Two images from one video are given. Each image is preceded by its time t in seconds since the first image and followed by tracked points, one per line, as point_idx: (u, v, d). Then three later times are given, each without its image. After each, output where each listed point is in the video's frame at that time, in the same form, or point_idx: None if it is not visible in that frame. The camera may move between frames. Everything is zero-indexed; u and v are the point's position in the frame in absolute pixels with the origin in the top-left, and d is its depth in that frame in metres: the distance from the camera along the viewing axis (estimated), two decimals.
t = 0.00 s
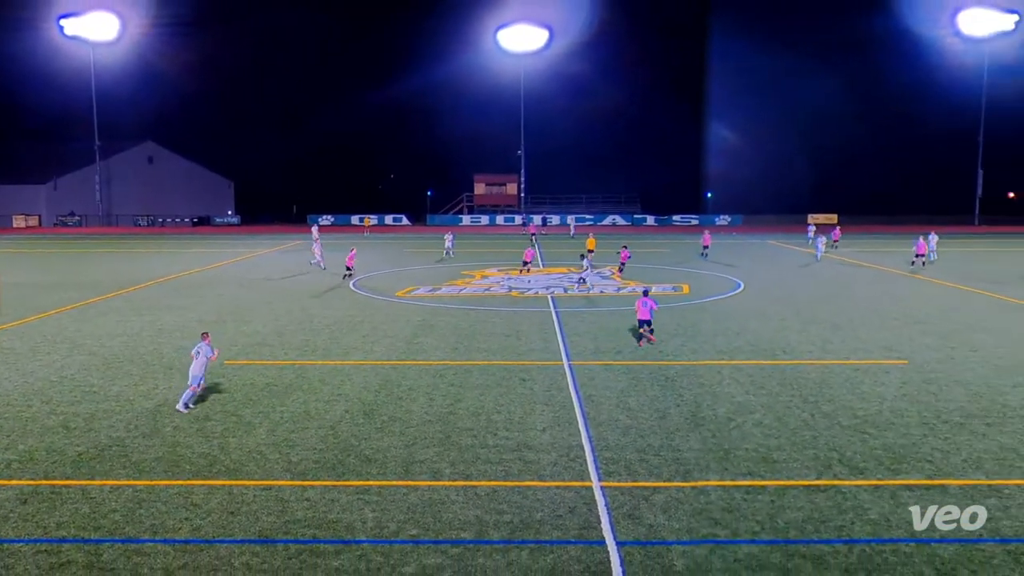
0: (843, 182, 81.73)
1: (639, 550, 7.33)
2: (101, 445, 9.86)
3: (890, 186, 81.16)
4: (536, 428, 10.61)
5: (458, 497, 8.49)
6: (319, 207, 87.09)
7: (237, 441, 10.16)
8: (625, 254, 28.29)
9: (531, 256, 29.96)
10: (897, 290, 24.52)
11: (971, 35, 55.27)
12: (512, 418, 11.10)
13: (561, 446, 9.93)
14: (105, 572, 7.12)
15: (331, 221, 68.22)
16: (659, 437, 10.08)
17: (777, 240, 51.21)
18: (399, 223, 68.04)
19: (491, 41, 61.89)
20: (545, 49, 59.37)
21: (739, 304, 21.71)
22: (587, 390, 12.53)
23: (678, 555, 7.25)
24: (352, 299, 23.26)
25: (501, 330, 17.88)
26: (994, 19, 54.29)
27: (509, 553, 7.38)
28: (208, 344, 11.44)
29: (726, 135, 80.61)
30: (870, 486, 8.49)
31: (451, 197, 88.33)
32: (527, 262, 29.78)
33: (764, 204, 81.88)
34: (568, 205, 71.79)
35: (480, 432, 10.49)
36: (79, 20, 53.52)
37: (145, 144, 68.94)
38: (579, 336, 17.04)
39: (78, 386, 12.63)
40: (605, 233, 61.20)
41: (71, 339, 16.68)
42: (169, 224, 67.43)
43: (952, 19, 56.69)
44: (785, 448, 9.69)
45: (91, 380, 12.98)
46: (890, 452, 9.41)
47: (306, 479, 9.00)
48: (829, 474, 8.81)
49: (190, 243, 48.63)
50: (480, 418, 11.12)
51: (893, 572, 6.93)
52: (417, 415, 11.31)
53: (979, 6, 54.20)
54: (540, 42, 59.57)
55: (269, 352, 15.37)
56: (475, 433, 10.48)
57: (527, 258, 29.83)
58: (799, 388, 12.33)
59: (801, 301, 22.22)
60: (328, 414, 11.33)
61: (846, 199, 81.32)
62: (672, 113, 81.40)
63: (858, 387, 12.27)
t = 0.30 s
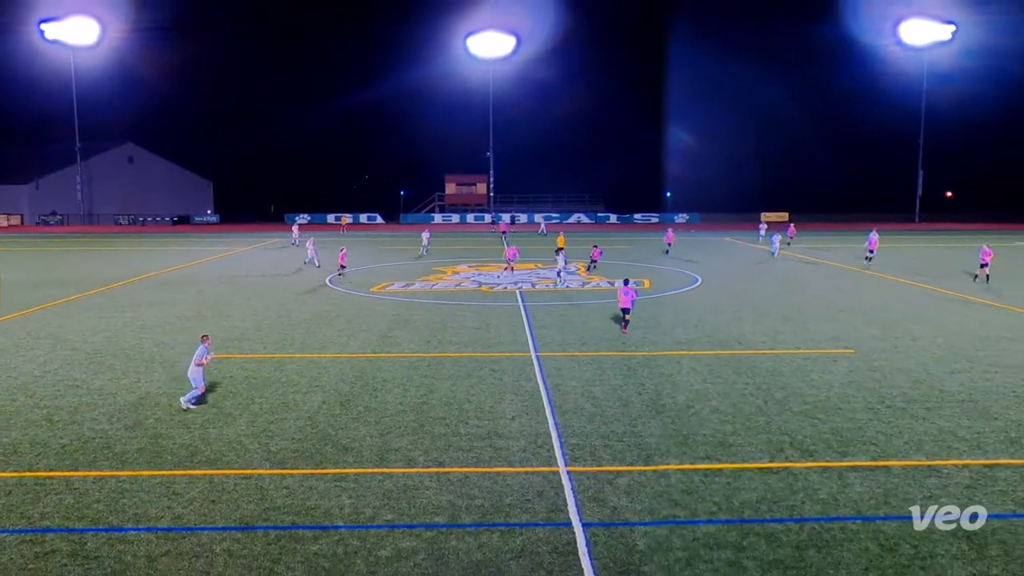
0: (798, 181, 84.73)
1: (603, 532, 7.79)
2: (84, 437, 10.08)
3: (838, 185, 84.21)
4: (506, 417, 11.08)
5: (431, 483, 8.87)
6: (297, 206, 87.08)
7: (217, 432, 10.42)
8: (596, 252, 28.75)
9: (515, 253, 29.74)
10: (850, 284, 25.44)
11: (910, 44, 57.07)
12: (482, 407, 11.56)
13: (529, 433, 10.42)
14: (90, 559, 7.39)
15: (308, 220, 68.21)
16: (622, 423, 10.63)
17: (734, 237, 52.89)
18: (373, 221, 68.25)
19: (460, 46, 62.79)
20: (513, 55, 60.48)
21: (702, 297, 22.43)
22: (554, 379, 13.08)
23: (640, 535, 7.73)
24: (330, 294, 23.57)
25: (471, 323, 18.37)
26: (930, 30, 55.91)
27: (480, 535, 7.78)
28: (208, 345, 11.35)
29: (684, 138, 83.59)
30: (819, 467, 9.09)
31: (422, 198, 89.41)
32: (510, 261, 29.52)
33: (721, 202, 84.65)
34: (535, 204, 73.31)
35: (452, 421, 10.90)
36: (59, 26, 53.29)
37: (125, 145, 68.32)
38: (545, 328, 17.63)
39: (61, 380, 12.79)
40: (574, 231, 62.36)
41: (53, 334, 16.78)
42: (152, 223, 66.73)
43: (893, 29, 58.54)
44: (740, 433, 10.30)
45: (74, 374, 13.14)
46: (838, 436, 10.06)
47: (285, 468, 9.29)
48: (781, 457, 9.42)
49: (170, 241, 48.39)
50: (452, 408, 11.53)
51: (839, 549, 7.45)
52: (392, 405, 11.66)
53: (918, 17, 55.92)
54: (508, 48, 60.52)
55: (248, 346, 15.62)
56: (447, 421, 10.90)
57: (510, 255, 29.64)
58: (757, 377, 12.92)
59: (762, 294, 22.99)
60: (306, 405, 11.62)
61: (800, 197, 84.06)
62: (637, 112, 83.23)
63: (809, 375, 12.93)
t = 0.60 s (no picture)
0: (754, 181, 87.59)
1: (570, 511, 8.32)
2: (70, 429, 10.32)
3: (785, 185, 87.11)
4: (477, 405, 11.67)
5: (407, 468, 9.34)
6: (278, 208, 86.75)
7: (200, 422, 10.74)
8: (575, 250, 29.22)
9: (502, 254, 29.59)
10: (806, 277, 26.43)
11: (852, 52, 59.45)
12: (454, 396, 12.13)
13: (499, 420, 10.99)
14: (76, 546, 7.69)
15: (288, 217, 68.15)
16: (587, 411, 11.26)
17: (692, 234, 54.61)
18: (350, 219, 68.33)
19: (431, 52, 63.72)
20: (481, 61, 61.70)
21: (667, 291, 23.23)
22: (523, 369, 13.72)
23: (604, 514, 8.25)
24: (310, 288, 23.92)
25: (444, 316, 18.95)
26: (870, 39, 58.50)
27: (453, 517, 8.24)
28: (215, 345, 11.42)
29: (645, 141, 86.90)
30: (770, 449, 9.78)
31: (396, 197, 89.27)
32: (497, 261, 29.51)
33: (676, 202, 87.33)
34: (504, 202, 74.14)
35: (426, 410, 11.40)
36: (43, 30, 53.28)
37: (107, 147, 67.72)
38: (514, 321, 18.35)
39: (47, 374, 12.97)
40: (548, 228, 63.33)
41: (38, 329, 16.89)
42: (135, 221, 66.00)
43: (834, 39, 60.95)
44: (697, 418, 11.01)
45: (60, 368, 13.33)
46: (788, 420, 10.80)
47: (266, 456, 9.65)
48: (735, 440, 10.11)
49: (149, 239, 48.06)
50: (426, 397, 12.05)
51: (788, 524, 8.05)
52: (368, 395, 12.10)
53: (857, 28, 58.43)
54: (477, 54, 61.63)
55: (230, 340, 15.91)
56: (421, 410, 11.41)
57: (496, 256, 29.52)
58: (718, 368, 13.60)
59: (726, 288, 23.85)
60: (286, 396, 11.97)
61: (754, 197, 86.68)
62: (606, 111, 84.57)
63: (759, 364, 13.79)
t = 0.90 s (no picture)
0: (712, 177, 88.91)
1: (540, 492, 8.89)
2: (61, 420, 10.64)
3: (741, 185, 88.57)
4: (452, 392, 12.28)
5: (386, 453, 9.83)
6: (259, 207, 85.53)
7: (186, 412, 11.12)
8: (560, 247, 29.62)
9: (486, 256, 29.17)
10: (767, 272, 27.40)
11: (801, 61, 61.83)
12: (431, 383, 12.73)
13: (473, 407, 11.61)
14: (67, 531, 8.05)
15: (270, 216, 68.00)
16: (555, 397, 11.96)
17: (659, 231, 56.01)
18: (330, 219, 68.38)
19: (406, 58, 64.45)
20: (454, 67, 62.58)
21: (636, 286, 23.96)
22: (495, 359, 14.35)
23: (572, 493, 8.84)
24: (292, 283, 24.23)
25: (420, 309, 19.49)
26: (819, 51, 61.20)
27: (430, 498, 8.77)
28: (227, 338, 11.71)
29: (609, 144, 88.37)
30: (726, 431, 10.53)
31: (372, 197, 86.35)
32: (480, 261, 29.14)
33: (638, 197, 88.40)
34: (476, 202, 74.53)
35: (403, 397, 11.95)
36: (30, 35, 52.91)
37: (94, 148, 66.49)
38: (487, 313, 19.11)
39: (38, 367, 13.24)
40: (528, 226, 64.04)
41: (28, 324, 17.07)
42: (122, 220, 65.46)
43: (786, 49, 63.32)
44: (659, 402, 11.77)
45: (51, 362, 13.59)
46: (742, 403, 11.60)
47: (251, 444, 10.07)
48: (694, 422, 10.86)
49: (131, 237, 47.72)
50: (404, 385, 12.59)
51: (741, 499, 8.73)
52: (349, 384, 12.58)
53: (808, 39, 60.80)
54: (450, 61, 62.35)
55: (215, 333, 16.23)
56: (398, 397, 11.94)
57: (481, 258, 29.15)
58: (683, 357, 14.32)
59: (694, 282, 24.68)
60: (270, 385, 12.39)
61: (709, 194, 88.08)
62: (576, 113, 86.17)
63: (716, 351, 14.70)
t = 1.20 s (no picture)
0: (670, 176, 90.85)
1: (513, 471, 9.59)
2: (54, 410, 11.03)
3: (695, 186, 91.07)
4: (430, 379, 13.01)
5: (367, 438, 10.43)
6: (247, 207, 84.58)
7: (176, 401, 11.60)
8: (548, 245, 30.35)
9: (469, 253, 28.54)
10: (730, 269, 28.70)
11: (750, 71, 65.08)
12: (410, 371, 13.42)
13: (450, 393, 12.31)
14: (62, 516, 8.47)
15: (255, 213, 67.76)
16: (526, 384, 12.77)
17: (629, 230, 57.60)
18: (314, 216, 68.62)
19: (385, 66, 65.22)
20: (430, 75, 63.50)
21: (608, 283, 24.98)
22: (471, 349, 15.12)
23: (543, 473, 9.54)
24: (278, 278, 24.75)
25: (398, 302, 20.10)
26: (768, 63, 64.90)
27: (410, 479, 9.39)
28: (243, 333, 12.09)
29: (575, 146, 89.49)
30: (684, 413, 11.45)
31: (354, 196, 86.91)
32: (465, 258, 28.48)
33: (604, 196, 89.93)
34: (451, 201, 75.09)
35: (384, 384, 12.61)
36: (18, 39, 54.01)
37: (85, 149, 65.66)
38: (462, 305, 20.03)
39: (31, 360, 13.57)
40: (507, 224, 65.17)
41: (21, 319, 17.31)
42: (113, 220, 64.57)
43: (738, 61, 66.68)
44: (622, 387, 12.66)
45: (43, 354, 13.93)
46: (698, 388, 12.53)
47: (238, 430, 10.59)
48: (654, 406, 11.74)
49: (110, 235, 47.43)
50: (384, 373, 13.26)
51: (697, 475, 9.51)
52: (332, 372, 13.20)
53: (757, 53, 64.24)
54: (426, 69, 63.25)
55: (203, 326, 16.64)
56: (379, 384, 12.60)
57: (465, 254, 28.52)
58: (646, 348, 15.33)
59: (664, 280, 25.78)
60: (256, 374, 12.94)
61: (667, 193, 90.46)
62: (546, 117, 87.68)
63: (675, 340, 16.03)
